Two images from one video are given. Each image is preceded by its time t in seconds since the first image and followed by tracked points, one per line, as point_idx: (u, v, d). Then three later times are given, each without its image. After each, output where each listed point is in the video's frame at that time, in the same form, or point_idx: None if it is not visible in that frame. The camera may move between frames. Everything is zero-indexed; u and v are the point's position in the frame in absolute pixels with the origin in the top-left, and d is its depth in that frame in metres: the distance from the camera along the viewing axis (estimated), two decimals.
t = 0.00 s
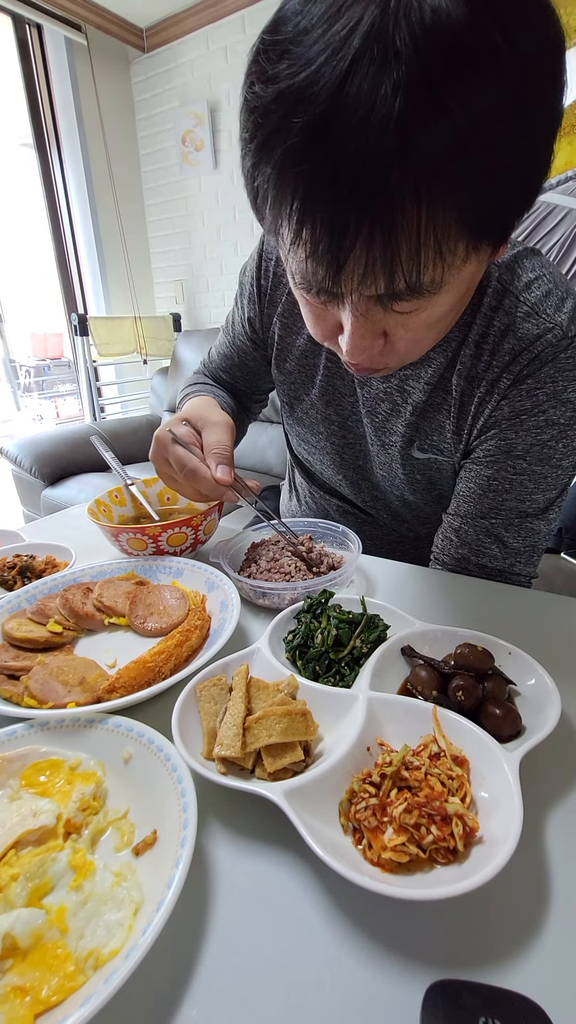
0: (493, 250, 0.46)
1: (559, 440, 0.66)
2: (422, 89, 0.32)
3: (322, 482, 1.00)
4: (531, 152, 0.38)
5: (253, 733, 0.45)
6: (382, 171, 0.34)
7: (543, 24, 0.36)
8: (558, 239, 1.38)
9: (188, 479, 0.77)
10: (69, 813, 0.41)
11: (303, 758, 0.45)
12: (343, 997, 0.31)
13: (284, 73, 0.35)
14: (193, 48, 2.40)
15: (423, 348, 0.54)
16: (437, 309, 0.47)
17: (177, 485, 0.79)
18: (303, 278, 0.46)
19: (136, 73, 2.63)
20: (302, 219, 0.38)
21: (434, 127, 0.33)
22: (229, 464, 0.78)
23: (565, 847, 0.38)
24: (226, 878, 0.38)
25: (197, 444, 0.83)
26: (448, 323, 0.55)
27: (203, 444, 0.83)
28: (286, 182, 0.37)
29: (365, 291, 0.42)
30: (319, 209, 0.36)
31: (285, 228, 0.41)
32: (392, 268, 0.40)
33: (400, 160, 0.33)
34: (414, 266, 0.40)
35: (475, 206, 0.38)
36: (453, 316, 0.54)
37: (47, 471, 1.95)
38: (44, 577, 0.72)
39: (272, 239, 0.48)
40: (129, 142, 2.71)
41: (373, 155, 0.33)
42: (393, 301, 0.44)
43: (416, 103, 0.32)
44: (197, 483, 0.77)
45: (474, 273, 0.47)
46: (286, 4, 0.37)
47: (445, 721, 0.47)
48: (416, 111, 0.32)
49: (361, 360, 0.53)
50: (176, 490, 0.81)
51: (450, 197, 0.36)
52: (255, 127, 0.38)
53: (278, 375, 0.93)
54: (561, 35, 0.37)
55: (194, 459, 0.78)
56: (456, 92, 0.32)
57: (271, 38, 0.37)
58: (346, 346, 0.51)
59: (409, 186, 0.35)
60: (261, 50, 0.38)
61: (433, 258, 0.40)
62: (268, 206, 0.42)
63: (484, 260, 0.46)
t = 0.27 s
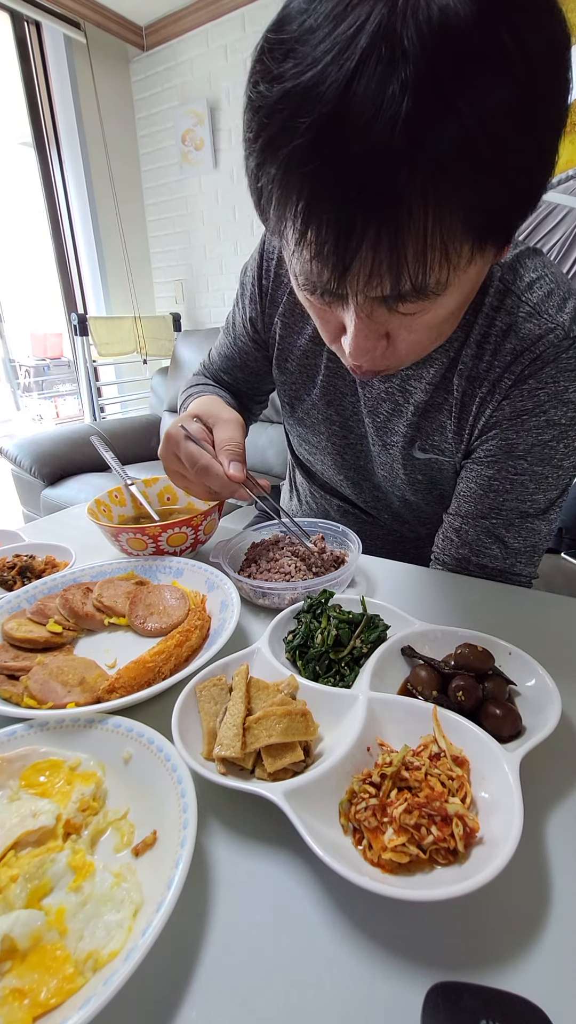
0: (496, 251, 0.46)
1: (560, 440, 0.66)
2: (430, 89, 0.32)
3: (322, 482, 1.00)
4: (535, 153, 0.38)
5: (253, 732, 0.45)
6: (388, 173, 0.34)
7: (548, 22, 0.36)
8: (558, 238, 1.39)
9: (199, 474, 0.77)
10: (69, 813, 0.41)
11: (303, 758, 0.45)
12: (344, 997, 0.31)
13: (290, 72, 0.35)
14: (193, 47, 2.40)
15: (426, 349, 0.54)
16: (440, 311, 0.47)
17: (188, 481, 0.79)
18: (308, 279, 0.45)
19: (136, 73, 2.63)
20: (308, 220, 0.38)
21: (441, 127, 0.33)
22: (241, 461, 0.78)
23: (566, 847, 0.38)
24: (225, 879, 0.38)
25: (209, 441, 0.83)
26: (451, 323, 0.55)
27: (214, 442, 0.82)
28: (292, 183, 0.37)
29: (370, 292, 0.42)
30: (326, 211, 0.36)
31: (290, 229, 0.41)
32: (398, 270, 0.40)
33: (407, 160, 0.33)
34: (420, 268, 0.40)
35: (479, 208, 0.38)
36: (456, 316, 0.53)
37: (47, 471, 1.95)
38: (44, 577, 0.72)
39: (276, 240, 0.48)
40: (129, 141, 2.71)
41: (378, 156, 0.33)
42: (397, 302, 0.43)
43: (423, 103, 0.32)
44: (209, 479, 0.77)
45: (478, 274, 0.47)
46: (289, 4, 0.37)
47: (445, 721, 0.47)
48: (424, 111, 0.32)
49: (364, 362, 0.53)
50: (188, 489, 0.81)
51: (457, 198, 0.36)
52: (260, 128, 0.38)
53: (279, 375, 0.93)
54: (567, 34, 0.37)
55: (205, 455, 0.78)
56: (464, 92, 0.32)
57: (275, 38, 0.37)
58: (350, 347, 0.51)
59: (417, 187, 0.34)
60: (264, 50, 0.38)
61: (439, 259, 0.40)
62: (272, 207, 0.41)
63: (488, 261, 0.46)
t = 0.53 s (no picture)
0: (499, 252, 0.46)
1: (562, 440, 0.66)
2: (435, 89, 0.32)
3: (323, 482, 1.00)
4: (538, 154, 0.38)
5: (253, 732, 0.45)
6: (394, 173, 0.34)
7: (551, 22, 0.36)
8: (559, 238, 1.39)
9: (199, 476, 0.77)
10: (69, 813, 0.41)
11: (303, 758, 0.45)
12: (344, 997, 0.31)
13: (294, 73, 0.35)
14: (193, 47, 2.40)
15: (429, 349, 0.54)
16: (443, 311, 0.47)
17: (187, 482, 0.79)
18: (311, 280, 0.45)
19: (136, 73, 2.63)
20: (312, 221, 0.38)
21: (446, 127, 0.33)
22: (241, 461, 0.78)
23: (566, 847, 0.38)
24: (225, 879, 0.38)
25: (208, 443, 0.83)
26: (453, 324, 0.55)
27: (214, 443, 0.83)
28: (296, 183, 0.37)
29: (374, 293, 0.42)
30: (331, 211, 0.36)
31: (293, 230, 0.41)
32: (403, 271, 0.40)
33: (412, 161, 0.33)
34: (424, 268, 0.40)
35: (483, 208, 0.38)
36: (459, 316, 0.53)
37: (47, 471, 1.95)
38: (44, 577, 0.72)
39: (278, 240, 0.47)
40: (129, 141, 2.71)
41: (382, 157, 0.33)
42: (400, 302, 0.43)
43: (428, 104, 0.32)
44: (208, 481, 0.77)
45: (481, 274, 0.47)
46: (292, 4, 0.37)
47: (445, 722, 0.47)
48: (429, 112, 0.32)
49: (367, 363, 0.53)
50: (186, 490, 0.81)
51: (461, 199, 0.36)
52: (264, 129, 0.38)
53: (279, 375, 0.93)
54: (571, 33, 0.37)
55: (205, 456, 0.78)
56: (470, 91, 0.32)
57: (279, 39, 0.37)
58: (352, 348, 0.51)
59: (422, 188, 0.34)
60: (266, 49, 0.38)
61: (444, 259, 0.40)
62: (275, 208, 0.41)
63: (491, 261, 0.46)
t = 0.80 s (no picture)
0: (499, 252, 0.45)
1: (561, 441, 0.66)
2: (431, 93, 0.32)
3: (323, 482, 1.00)
4: (538, 154, 0.38)
5: (253, 732, 0.45)
6: (391, 177, 0.34)
7: (549, 24, 0.36)
8: (559, 238, 1.40)
9: (185, 477, 0.77)
10: (69, 813, 0.41)
11: (303, 758, 0.45)
12: (344, 997, 0.31)
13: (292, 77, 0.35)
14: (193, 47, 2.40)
15: (428, 350, 0.54)
16: (442, 312, 0.47)
17: (174, 484, 0.79)
18: (309, 283, 0.45)
19: (136, 73, 2.63)
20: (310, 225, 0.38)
21: (443, 130, 0.33)
22: (228, 462, 0.78)
23: (566, 847, 0.38)
24: (225, 879, 0.38)
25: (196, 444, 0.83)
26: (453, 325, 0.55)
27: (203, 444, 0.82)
28: (294, 187, 0.37)
29: (373, 295, 0.42)
30: (328, 214, 0.36)
31: (291, 233, 0.41)
32: (400, 274, 0.39)
33: (410, 165, 0.33)
34: (421, 271, 0.40)
35: (482, 208, 0.38)
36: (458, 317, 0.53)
37: (47, 471, 1.95)
38: (44, 577, 0.72)
39: (276, 243, 0.47)
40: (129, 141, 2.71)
41: (379, 160, 0.33)
42: (398, 305, 0.43)
43: (425, 108, 0.32)
44: (195, 482, 0.76)
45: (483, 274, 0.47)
46: (290, 7, 0.37)
47: (445, 722, 0.47)
48: (426, 117, 0.32)
49: (366, 364, 0.53)
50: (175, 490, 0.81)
51: (458, 201, 0.36)
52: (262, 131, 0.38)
53: (279, 375, 0.93)
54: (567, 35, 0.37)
55: (191, 458, 0.77)
56: (467, 95, 0.33)
57: (276, 41, 0.37)
58: (352, 350, 0.51)
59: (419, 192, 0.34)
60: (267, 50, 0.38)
61: (441, 262, 0.40)
62: (273, 211, 0.41)
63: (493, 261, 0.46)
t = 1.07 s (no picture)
0: (498, 253, 0.45)
1: (561, 441, 0.66)
2: (429, 99, 0.32)
3: (322, 482, 1.00)
4: (537, 155, 0.38)
5: (253, 732, 0.45)
6: (389, 181, 0.33)
7: (547, 25, 0.36)
8: (559, 238, 1.40)
9: (169, 466, 0.77)
10: (69, 813, 0.41)
11: (303, 758, 0.45)
12: (344, 998, 0.31)
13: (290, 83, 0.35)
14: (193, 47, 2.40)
15: (427, 352, 0.54)
16: (441, 314, 0.47)
17: (158, 475, 0.79)
18: (308, 286, 0.45)
19: (136, 73, 2.63)
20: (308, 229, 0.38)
21: (441, 135, 0.33)
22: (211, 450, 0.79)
23: (567, 848, 0.38)
24: (226, 879, 0.37)
25: (179, 431, 0.83)
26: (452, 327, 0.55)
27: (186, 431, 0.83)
28: (292, 191, 0.37)
29: (371, 299, 0.42)
30: (327, 218, 0.36)
31: (290, 237, 0.41)
32: (398, 278, 0.39)
33: (408, 169, 0.33)
34: (419, 275, 0.40)
35: (480, 211, 0.38)
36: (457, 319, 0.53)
37: (47, 471, 1.95)
38: (44, 577, 0.72)
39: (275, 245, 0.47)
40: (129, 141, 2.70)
41: (377, 165, 0.33)
42: (397, 309, 0.43)
43: (423, 113, 0.32)
44: (180, 470, 0.77)
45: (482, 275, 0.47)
46: (288, 11, 0.37)
47: (445, 722, 0.47)
48: (424, 122, 0.32)
49: (366, 366, 0.53)
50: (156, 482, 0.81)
51: (457, 205, 0.36)
52: (260, 135, 0.38)
53: (278, 375, 0.93)
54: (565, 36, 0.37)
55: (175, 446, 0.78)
56: (466, 100, 0.33)
57: (274, 45, 0.37)
58: (351, 352, 0.51)
59: (417, 196, 0.34)
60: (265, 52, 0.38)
61: (439, 265, 0.40)
62: (272, 215, 0.41)
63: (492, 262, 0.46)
